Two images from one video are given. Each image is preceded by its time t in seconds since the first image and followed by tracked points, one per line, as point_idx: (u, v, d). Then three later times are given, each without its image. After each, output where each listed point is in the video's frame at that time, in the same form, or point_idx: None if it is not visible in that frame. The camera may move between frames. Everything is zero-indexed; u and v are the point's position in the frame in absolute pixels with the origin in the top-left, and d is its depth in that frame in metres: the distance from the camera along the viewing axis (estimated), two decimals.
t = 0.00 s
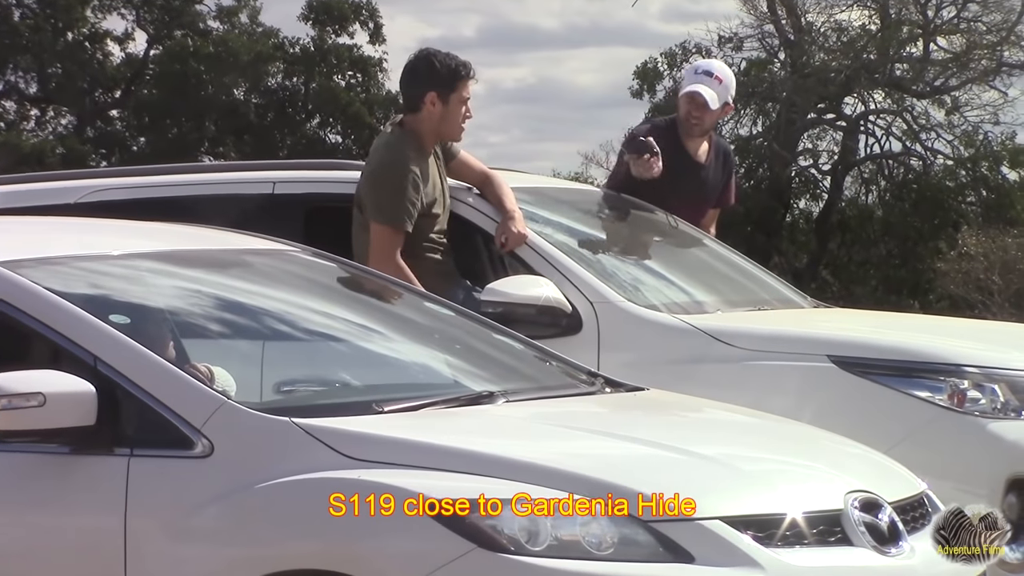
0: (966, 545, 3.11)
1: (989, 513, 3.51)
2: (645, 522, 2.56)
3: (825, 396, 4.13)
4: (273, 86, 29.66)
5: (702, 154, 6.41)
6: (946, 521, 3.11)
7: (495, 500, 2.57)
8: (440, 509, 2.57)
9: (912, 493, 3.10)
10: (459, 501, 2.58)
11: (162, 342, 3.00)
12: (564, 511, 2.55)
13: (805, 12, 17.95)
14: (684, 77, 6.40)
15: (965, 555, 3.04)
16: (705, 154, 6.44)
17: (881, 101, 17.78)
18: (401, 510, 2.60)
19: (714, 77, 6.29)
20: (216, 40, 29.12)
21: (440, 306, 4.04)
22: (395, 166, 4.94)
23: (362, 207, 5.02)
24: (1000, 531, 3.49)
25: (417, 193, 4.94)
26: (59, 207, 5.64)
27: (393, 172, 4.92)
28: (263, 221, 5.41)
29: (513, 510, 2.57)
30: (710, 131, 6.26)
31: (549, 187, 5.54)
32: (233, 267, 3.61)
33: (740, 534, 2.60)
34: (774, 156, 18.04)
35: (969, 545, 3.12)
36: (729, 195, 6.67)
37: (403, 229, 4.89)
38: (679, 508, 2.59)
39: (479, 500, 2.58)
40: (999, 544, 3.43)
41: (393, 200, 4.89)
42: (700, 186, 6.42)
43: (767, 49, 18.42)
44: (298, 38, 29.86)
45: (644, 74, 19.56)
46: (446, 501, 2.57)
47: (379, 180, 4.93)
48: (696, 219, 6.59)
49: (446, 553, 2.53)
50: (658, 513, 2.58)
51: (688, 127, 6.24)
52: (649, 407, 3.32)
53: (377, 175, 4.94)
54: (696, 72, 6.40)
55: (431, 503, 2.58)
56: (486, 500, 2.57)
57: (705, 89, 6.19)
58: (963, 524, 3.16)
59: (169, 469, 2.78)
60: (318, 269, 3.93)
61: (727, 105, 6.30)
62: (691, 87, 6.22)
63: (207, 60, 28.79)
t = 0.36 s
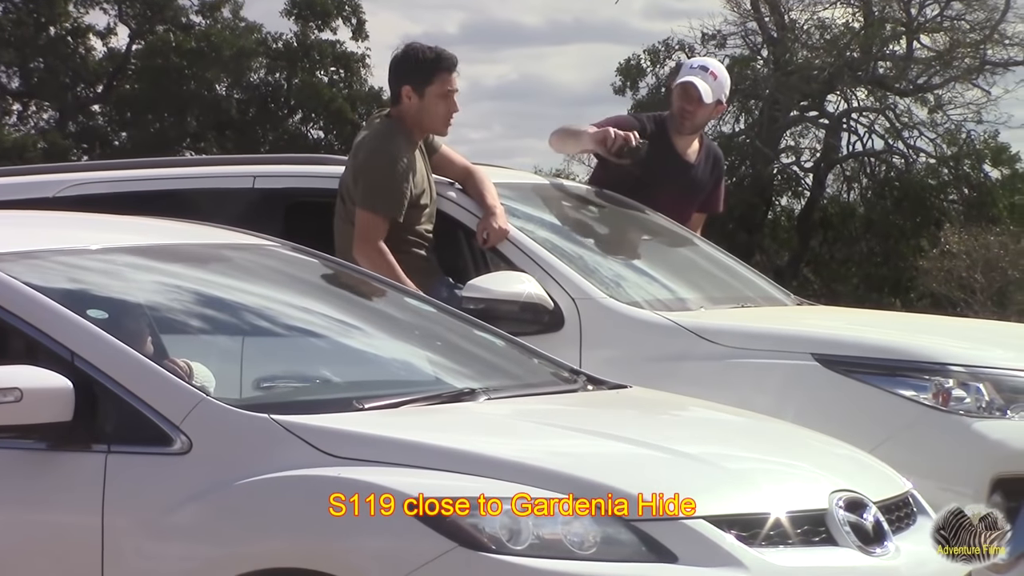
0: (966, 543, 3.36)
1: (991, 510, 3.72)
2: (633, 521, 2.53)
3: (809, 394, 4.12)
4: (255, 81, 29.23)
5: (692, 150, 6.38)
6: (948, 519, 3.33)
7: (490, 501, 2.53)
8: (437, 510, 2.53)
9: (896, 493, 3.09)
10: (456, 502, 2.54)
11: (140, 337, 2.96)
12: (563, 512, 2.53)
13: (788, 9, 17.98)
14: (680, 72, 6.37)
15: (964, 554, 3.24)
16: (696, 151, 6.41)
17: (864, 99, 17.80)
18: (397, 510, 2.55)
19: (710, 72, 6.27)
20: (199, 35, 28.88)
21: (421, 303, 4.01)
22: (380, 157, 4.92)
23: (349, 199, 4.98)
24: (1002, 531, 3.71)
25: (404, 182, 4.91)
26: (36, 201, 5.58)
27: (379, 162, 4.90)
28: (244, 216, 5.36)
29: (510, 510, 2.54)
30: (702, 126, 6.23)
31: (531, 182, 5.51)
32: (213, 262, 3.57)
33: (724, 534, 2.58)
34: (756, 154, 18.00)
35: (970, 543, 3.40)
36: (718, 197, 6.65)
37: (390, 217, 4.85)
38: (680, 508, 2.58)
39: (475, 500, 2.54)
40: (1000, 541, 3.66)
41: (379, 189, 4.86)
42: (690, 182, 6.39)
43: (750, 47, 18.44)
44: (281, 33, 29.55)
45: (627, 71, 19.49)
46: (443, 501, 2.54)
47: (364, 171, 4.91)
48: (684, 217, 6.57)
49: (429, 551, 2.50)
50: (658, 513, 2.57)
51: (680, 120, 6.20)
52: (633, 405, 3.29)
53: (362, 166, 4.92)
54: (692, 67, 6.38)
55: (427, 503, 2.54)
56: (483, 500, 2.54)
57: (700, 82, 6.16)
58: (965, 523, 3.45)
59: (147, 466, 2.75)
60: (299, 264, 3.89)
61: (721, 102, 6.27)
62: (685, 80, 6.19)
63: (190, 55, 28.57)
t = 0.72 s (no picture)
0: (966, 544, 3.64)
1: (992, 511, 3.77)
2: (617, 521, 2.51)
3: (795, 392, 4.11)
4: (241, 78, 29.12)
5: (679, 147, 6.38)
6: (950, 523, 3.66)
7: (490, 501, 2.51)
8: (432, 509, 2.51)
9: (883, 493, 3.08)
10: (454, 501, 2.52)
11: (123, 334, 2.93)
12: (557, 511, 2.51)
13: (774, 7, 17.96)
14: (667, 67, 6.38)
15: (963, 553, 3.58)
16: (683, 148, 6.40)
17: (849, 97, 17.84)
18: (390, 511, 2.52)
19: (697, 67, 6.27)
20: (184, 32, 28.78)
21: (406, 300, 3.99)
22: (359, 154, 4.90)
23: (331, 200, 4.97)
24: (1002, 530, 3.76)
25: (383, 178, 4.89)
26: (19, 197, 5.54)
27: (357, 159, 4.88)
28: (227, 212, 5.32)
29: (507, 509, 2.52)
30: (690, 122, 6.23)
31: (516, 179, 5.49)
32: (196, 258, 3.53)
33: (710, 532, 2.56)
34: (742, 151, 18.01)
35: (970, 544, 3.66)
36: (703, 196, 6.64)
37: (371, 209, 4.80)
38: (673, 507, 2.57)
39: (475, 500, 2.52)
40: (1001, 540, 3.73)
41: (359, 185, 4.84)
42: (677, 181, 6.38)
43: (736, 45, 18.44)
44: (266, 30, 29.47)
45: (613, 69, 19.49)
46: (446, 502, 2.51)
47: (343, 169, 4.89)
48: (670, 215, 6.55)
49: (413, 549, 2.46)
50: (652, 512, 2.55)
51: (669, 116, 6.20)
52: (619, 404, 3.28)
53: (341, 164, 4.90)
54: (678, 62, 6.38)
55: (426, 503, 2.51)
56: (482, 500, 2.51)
57: (689, 77, 6.16)
58: (964, 524, 3.70)
59: (130, 464, 2.72)
60: (282, 261, 3.86)
61: (708, 97, 6.28)
62: (673, 75, 6.19)
63: (175, 52, 28.47)
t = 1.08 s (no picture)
0: (967, 545, 3.73)
1: (990, 511, 3.79)
2: (608, 521, 2.50)
3: (787, 391, 4.10)
4: (232, 76, 29.07)
5: (670, 144, 6.36)
6: (948, 522, 3.75)
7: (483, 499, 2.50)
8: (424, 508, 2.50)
9: (876, 493, 3.08)
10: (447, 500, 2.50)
11: (113, 333, 2.91)
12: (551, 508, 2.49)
13: (765, 5, 17.99)
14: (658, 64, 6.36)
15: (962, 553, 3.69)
16: (675, 146, 6.39)
17: (840, 95, 17.88)
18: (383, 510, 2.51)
19: (689, 64, 6.26)
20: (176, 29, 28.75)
21: (396, 298, 3.97)
22: (357, 153, 4.87)
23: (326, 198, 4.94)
24: (1000, 530, 3.77)
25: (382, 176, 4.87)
26: (10, 194, 5.52)
27: (355, 158, 4.85)
28: (217, 209, 5.31)
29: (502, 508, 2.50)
30: (682, 120, 6.21)
31: (508, 176, 5.48)
32: (186, 256, 3.51)
33: (701, 532, 2.56)
34: (733, 150, 18.04)
35: (970, 544, 3.73)
36: (695, 194, 6.64)
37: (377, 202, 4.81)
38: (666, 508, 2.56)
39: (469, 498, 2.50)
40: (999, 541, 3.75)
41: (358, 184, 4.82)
42: (668, 179, 6.37)
43: (727, 42, 18.42)
44: (257, 27, 29.47)
45: (604, 67, 19.53)
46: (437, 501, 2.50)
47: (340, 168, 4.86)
48: (661, 213, 6.55)
49: (405, 549, 2.45)
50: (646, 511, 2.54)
51: (661, 113, 6.18)
52: (612, 403, 3.26)
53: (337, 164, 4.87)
54: (669, 60, 6.36)
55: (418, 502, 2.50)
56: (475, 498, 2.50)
57: (682, 74, 6.14)
58: (965, 524, 3.75)
59: (120, 463, 2.70)
60: (272, 259, 3.84)
61: (700, 94, 6.26)
62: (664, 72, 6.16)
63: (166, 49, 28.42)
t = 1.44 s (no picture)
0: (966, 544, 3.75)
1: (990, 512, 3.80)
2: (606, 521, 2.50)
3: (785, 391, 4.10)
4: (226, 74, 28.94)
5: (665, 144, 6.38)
6: (948, 522, 3.76)
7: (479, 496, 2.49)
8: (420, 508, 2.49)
9: (873, 493, 3.08)
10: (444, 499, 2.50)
11: (109, 331, 2.90)
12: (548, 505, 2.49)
13: (759, 3, 17.91)
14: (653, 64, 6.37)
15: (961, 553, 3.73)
16: (669, 145, 6.41)
17: (835, 94, 17.88)
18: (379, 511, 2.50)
19: (684, 64, 6.27)
20: (170, 26, 28.65)
21: (392, 296, 3.97)
22: (344, 151, 4.86)
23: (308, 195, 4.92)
24: (999, 530, 3.79)
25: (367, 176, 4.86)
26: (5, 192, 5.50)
27: (342, 156, 4.85)
28: (212, 208, 5.29)
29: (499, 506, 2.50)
30: (677, 119, 6.22)
31: (503, 175, 5.48)
32: (181, 254, 3.50)
33: (699, 531, 2.55)
34: (729, 148, 18.00)
35: (970, 544, 3.76)
36: (690, 194, 6.66)
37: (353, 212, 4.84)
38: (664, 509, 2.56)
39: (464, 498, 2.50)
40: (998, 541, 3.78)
41: (342, 182, 4.80)
42: (663, 179, 6.39)
43: (722, 41, 18.39)
44: (251, 26, 29.36)
45: (600, 66, 19.50)
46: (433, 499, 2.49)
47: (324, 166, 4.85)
48: (657, 212, 6.57)
49: (401, 549, 2.45)
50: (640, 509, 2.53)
51: (655, 114, 6.19)
52: (608, 402, 3.26)
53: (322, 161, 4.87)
54: (665, 59, 6.38)
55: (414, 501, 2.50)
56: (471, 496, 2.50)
57: (676, 74, 6.13)
58: (965, 524, 3.76)
59: (115, 461, 2.70)
60: (267, 256, 3.83)
61: (694, 94, 6.26)
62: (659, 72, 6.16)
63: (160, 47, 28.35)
